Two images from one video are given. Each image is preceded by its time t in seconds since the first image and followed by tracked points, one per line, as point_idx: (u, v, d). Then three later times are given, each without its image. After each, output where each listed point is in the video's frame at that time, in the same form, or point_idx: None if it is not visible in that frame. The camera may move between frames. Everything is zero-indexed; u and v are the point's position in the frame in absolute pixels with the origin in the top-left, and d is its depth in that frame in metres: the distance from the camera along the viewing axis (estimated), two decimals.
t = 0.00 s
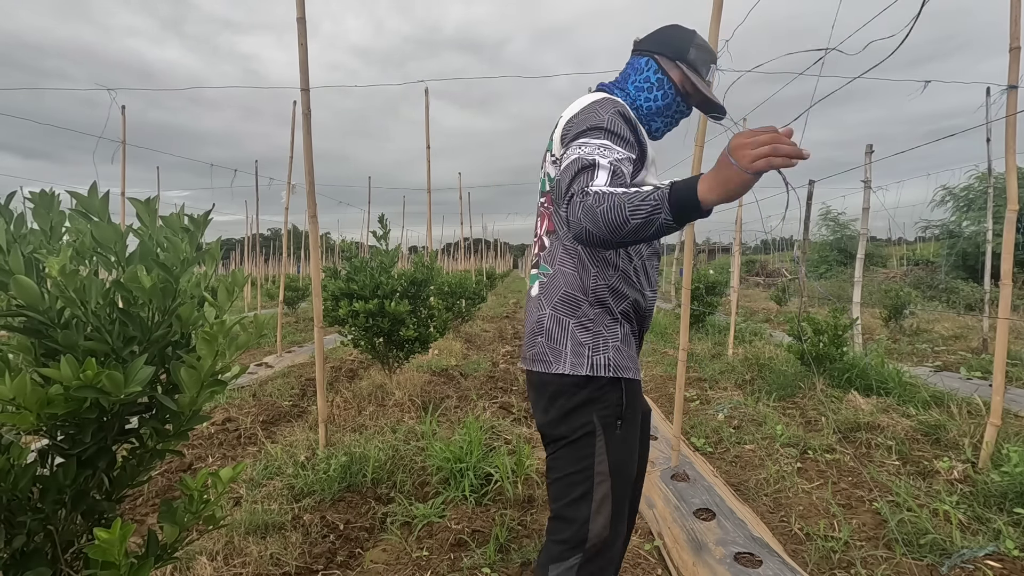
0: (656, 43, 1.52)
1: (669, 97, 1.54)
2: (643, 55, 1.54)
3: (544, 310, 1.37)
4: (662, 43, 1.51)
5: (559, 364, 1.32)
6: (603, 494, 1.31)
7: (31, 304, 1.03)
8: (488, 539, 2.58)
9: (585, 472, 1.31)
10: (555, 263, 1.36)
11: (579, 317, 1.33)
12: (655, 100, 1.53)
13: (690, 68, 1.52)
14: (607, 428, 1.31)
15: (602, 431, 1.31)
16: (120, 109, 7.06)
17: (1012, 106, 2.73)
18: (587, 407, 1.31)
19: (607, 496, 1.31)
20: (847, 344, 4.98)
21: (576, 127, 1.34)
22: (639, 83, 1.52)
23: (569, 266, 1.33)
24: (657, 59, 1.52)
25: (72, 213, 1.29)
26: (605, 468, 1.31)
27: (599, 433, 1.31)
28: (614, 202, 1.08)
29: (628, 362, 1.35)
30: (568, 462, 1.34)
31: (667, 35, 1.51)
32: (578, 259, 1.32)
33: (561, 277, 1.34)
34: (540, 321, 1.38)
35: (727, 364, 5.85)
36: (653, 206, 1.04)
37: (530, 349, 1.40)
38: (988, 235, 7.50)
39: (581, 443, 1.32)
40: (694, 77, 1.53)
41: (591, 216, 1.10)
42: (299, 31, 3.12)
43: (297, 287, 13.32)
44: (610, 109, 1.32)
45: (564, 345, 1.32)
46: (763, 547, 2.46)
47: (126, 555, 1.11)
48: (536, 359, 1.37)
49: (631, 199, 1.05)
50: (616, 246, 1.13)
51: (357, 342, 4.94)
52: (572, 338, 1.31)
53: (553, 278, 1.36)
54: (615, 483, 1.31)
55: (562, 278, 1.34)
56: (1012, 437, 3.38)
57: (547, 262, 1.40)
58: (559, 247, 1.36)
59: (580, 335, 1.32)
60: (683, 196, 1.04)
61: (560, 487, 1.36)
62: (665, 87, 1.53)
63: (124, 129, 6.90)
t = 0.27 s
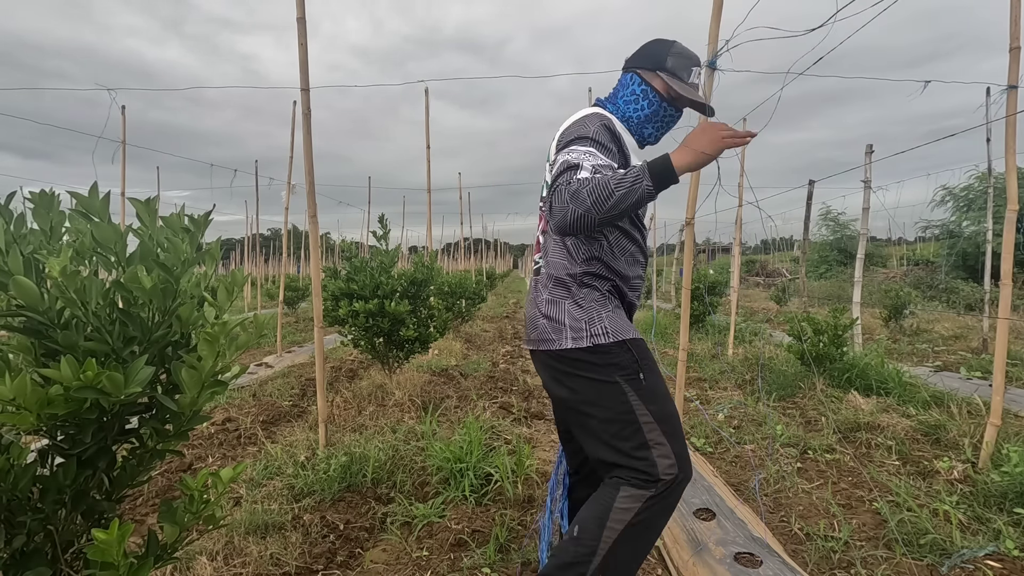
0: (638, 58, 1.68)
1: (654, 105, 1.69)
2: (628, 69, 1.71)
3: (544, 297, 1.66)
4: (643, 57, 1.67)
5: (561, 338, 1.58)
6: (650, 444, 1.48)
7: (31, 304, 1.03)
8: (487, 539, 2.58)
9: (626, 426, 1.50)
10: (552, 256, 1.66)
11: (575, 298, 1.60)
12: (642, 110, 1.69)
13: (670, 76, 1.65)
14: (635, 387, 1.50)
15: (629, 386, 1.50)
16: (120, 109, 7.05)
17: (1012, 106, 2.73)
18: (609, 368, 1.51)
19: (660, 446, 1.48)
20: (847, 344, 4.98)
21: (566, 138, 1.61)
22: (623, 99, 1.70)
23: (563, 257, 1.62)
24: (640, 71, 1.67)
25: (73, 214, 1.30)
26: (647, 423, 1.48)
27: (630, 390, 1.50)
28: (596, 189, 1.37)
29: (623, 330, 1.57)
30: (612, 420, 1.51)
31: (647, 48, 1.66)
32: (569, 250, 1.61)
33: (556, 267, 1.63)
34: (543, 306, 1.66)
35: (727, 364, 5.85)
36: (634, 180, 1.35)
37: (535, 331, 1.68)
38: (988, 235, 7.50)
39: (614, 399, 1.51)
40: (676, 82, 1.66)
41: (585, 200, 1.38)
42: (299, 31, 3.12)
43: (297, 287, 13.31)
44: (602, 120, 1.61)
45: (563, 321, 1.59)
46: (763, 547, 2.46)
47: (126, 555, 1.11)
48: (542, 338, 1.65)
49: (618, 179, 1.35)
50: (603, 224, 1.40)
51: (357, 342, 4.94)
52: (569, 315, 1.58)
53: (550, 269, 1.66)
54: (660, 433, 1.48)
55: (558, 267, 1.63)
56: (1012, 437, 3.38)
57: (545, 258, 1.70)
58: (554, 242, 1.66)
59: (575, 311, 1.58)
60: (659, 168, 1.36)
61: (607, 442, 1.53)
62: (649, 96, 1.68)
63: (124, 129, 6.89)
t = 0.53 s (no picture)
0: (584, 68, 1.87)
1: (616, 92, 1.82)
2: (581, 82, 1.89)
3: (560, 297, 1.72)
4: (588, 64, 1.85)
5: (577, 335, 1.64)
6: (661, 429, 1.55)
7: (31, 303, 1.03)
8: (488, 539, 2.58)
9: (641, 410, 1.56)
10: (565, 258, 1.72)
11: (591, 297, 1.67)
12: (609, 103, 1.82)
13: (614, 61, 1.79)
14: (653, 379, 1.58)
15: (648, 377, 1.58)
16: (120, 109, 7.05)
17: (1012, 106, 2.73)
18: (629, 361, 1.59)
19: (675, 433, 1.54)
20: (847, 344, 4.98)
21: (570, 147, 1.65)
22: (589, 105, 1.85)
23: (577, 259, 1.68)
24: (590, 74, 1.84)
25: (73, 213, 1.30)
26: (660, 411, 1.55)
27: (649, 380, 1.57)
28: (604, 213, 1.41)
29: (638, 327, 1.65)
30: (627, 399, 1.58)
31: (586, 59, 1.86)
32: (583, 252, 1.67)
33: (571, 268, 1.69)
34: (558, 306, 1.73)
35: (727, 364, 5.85)
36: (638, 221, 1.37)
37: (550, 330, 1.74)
38: (988, 234, 7.50)
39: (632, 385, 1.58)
40: (625, 62, 1.79)
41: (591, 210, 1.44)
42: (299, 31, 3.12)
43: (297, 287, 13.31)
44: (598, 131, 1.64)
45: (580, 320, 1.65)
46: (763, 547, 2.46)
47: (126, 555, 1.11)
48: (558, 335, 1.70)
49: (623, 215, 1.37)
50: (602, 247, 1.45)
51: (357, 342, 4.94)
52: (586, 314, 1.65)
53: (564, 271, 1.72)
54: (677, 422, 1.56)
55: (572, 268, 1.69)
56: (1012, 437, 3.37)
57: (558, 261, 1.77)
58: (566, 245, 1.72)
59: (593, 310, 1.65)
60: (663, 236, 1.33)
61: (620, 420, 1.58)
62: (607, 89, 1.82)
63: (124, 129, 6.89)
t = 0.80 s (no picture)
0: (578, 70, 1.86)
1: (609, 98, 1.82)
2: (574, 84, 1.88)
3: (566, 299, 1.71)
4: (582, 67, 1.85)
5: (584, 337, 1.64)
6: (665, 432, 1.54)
7: (31, 303, 1.03)
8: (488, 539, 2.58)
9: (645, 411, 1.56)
10: (570, 261, 1.72)
11: (596, 299, 1.67)
12: (603, 107, 1.82)
13: (609, 67, 1.79)
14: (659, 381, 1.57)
15: (654, 378, 1.58)
16: (120, 109, 7.05)
17: (1012, 106, 2.73)
18: (634, 361, 1.58)
19: (682, 433, 1.54)
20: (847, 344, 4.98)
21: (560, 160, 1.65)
22: (582, 108, 1.85)
23: (581, 262, 1.68)
24: (584, 77, 1.84)
25: (73, 213, 1.30)
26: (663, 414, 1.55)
27: (654, 380, 1.57)
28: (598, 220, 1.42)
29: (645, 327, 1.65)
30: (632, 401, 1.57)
31: (580, 61, 1.85)
32: (587, 254, 1.67)
33: (576, 271, 1.69)
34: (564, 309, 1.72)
35: (727, 364, 5.85)
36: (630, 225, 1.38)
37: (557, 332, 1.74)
38: (988, 234, 7.50)
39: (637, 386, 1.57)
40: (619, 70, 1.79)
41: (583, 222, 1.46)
42: (299, 32, 3.12)
43: (297, 287, 13.31)
44: (577, 136, 1.63)
45: (587, 322, 1.65)
46: (762, 547, 2.46)
47: (126, 555, 1.11)
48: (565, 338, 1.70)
49: (613, 219, 1.38)
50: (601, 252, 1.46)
51: (357, 342, 4.94)
52: (593, 316, 1.64)
53: (569, 273, 1.71)
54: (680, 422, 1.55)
55: (577, 271, 1.69)
56: (1012, 437, 3.38)
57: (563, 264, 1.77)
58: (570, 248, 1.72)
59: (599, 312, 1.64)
60: (646, 237, 1.33)
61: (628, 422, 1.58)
62: (600, 94, 1.82)
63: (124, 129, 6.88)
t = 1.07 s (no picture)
0: (636, 71, 1.73)
1: (649, 117, 1.78)
2: (627, 82, 1.75)
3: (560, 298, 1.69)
4: (643, 71, 1.73)
5: (569, 338, 1.62)
6: (633, 443, 1.56)
7: (32, 303, 1.03)
8: (488, 539, 2.58)
9: (615, 431, 1.55)
10: (566, 259, 1.69)
11: (587, 300, 1.63)
12: (642, 123, 1.76)
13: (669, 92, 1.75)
14: (624, 389, 1.57)
15: (617, 391, 1.56)
16: (120, 109, 7.06)
17: (1012, 106, 2.73)
18: (601, 374, 1.57)
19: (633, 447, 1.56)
20: (847, 344, 4.98)
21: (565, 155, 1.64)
22: (623, 109, 1.74)
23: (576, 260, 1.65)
24: (641, 85, 1.73)
25: (74, 213, 1.30)
26: (632, 416, 1.56)
27: (615, 394, 1.56)
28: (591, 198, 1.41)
29: (631, 334, 1.60)
30: (609, 432, 1.55)
31: (643, 65, 1.73)
32: (580, 254, 1.64)
33: (570, 269, 1.67)
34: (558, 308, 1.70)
35: (727, 364, 5.86)
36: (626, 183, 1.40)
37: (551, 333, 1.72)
38: (988, 234, 7.50)
39: (605, 410, 1.56)
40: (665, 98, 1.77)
41: (580, 215, 1.43)
42: (299, 32, 3.12)
43: (297, 287, 13.32)
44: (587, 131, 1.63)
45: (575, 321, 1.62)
46: (762, 547, 2.46)
47: (126, 555, 1.11)
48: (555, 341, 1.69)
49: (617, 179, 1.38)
50: (604, 228, 1.43)
51: (357, 342, 4.94)
52: (581, 316, 1.61)
53: (565, 272, 1.69)
54: (638, 433, 1.57)
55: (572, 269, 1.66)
56: (1012, 437, 3.38)
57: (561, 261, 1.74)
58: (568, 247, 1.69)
59: (588, 310, 1.61)
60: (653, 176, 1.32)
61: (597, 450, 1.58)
62: (645, 110, 1.76)
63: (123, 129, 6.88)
